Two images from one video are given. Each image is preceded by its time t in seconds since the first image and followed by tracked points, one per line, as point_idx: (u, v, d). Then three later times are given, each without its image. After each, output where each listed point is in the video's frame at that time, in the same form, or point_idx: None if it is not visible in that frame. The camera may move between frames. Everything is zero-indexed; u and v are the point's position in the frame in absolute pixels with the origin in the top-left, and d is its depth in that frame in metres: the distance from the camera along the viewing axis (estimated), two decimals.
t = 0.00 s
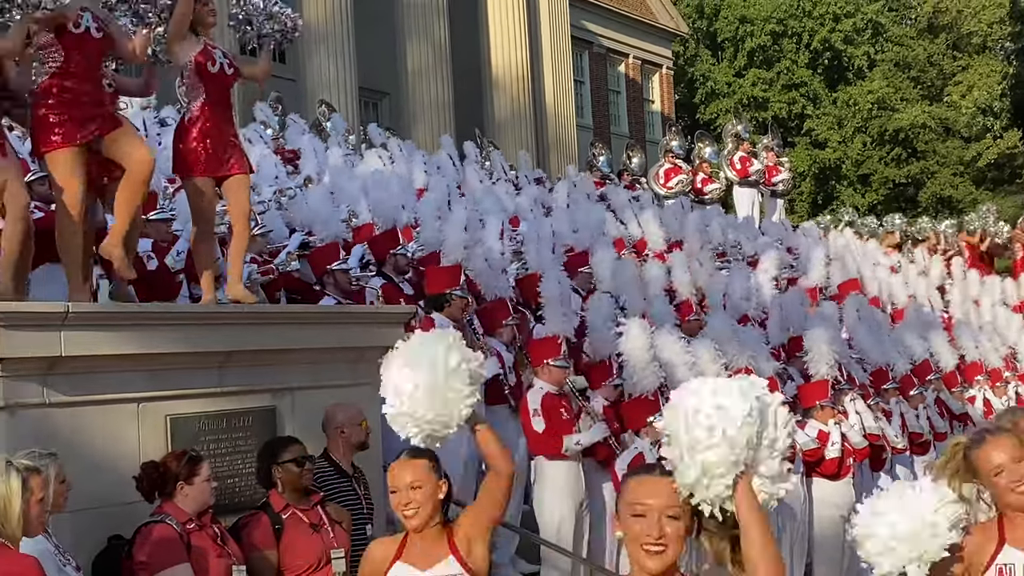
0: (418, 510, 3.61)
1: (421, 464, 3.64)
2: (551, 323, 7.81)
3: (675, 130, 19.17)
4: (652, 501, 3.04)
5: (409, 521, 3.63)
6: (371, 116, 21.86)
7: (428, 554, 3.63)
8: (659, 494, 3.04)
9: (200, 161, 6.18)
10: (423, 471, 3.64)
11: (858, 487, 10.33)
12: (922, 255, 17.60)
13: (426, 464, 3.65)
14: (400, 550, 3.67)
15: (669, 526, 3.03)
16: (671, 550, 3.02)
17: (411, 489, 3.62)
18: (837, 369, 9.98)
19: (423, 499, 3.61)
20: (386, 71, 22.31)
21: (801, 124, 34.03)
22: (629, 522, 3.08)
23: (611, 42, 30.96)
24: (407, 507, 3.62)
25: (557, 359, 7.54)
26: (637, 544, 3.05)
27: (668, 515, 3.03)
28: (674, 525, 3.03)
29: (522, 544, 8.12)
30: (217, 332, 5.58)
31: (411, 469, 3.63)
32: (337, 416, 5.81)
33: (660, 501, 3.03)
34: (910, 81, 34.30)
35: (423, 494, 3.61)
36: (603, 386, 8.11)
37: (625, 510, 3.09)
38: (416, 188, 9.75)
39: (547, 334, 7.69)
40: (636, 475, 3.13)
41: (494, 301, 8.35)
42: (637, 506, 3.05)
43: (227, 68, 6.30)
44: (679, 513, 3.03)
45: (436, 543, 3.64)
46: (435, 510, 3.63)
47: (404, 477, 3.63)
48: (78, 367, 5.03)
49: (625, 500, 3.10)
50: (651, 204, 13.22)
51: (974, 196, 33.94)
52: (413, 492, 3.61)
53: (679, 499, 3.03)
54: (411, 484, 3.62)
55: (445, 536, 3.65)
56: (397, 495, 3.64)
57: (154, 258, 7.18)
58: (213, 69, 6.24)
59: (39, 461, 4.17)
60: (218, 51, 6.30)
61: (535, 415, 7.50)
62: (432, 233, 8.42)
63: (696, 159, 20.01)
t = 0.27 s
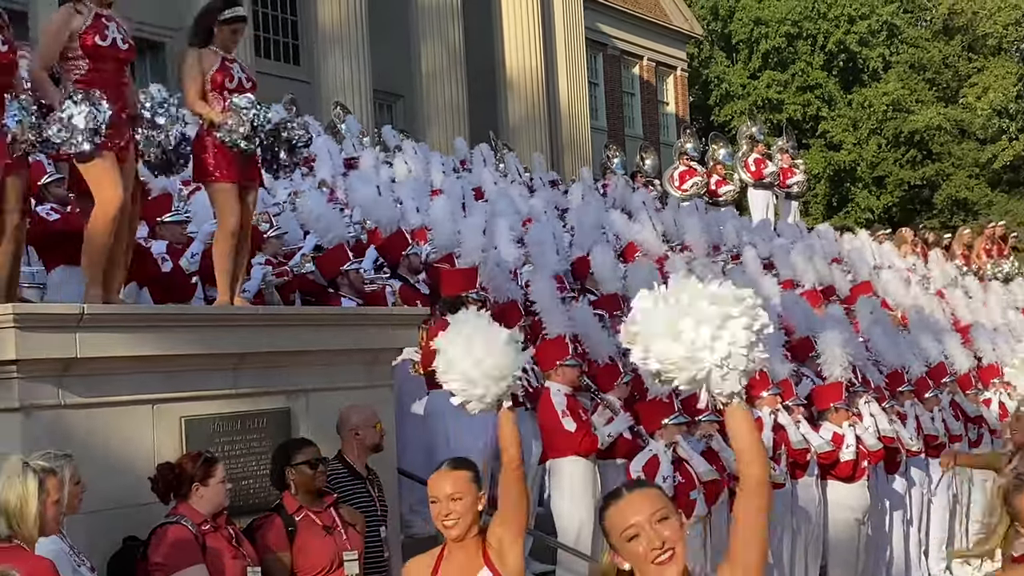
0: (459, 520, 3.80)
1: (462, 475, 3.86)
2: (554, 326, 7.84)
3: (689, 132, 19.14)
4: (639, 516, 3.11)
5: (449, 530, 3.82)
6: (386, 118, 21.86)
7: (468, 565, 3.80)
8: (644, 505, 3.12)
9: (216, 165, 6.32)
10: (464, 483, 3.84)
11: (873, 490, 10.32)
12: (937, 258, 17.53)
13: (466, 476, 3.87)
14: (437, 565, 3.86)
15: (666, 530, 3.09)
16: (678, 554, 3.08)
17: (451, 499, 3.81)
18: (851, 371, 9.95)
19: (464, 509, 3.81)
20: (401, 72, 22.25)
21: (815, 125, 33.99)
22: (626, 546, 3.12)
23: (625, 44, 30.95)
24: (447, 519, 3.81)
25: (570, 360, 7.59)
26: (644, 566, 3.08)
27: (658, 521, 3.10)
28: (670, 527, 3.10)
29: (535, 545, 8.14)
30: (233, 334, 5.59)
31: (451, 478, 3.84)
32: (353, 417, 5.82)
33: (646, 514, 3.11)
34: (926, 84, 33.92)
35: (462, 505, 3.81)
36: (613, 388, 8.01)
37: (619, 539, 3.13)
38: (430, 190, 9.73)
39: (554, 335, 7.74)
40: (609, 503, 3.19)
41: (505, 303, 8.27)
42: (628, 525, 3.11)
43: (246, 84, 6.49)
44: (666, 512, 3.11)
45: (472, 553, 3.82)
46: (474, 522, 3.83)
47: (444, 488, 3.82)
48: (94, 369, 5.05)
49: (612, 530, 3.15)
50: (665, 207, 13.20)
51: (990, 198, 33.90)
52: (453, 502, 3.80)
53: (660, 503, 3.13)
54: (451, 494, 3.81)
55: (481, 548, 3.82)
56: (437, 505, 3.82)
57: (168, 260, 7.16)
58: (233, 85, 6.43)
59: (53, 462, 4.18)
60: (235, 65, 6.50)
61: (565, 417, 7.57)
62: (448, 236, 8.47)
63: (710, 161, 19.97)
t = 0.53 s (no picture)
0: (484, 515, 3.73)
1: (492, 471, 3.80)
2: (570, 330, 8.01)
3: (706, 136, 19.10)
4: (693, 496, 3.21)
5: (473, 525, 3.74)
6: (403, 122, 21.94)
7: (487, 563, 3.72)
8: (703, 493, 3.21)
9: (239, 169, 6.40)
10: (492, 480, 3.78)
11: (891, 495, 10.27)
12: (957, 262, 17.43)
13: (497, 473, 3.81)
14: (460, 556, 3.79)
15: (698, 523, 3.20)
16: (693, 546, 3.19)
17: (480, 494, 3.75)
18: (869, 376, 10.02)
19: (491, 505, 3.74)
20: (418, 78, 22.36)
21: (833, 129, 33.98)
22: (665, 508, 3.24)
23: (641, 48, 30.94)
24: (473, 512, 3.74)
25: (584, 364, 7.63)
26: (663, 531, 3.23)
27: (700, 513, 3.20)
28: (701, 525, 3.20)
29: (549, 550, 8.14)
30: (249, 338, 5.60)
31: (482, 473, 3.79)
32: (369, 421, 5.81)
33: (696, 500, 3.20)
34: (944, 87, 33.57)
35: (491, 501, 3.74)
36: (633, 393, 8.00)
37: (664, 498, 3.26)
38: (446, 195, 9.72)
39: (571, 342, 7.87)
40: (686, 469, 3.29)
41: (519, 308, 8.24)
42: (677, 496, 3.22)
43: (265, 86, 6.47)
44: (713, 513, 3.19)
45: (498, 552, 3.72)
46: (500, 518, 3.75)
47: (475, 482, 3.77)
48: (111, 372, 5.06)
49: (668, 488, 3.27)
50: (682, 211, 13.17)
51: (1009, 202, 32.98)
52: (481, 497, 3.74)
53: (717, 501, 3.20)
54: (480, 490, 3.75)
55: (505, 550, 3.72)
56: (466, 498, 3.77)
57: (186, 264, 7.22)
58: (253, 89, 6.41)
59: (72, 465, 4.19)
60: (258, 69, 6.46)
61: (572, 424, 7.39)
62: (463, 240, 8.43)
63: (726, 164, 19.91)
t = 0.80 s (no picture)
0: (524, 525, 4.01)
1: (527, 479, 4.08)
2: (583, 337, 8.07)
3: (721, 141, 19.06)
4: (715, 521, 3.06)
5: (514, 533, 4.03)
6: (417, 128, 21.38)
7: (524, 568, 4.01)
8: (723, 515, 3.06)
9: (249, 175, 6.31)
10: (528, 488, 4.06)
11: (906, 501, 10.24)
12: (972, 267, 17.35)
13: (531, 481, 4.09)
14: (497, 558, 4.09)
15: (724, 548, 3.04)
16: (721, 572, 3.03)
17: (518, 503, 4.02)
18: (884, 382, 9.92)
19: (529, 513, 4.02)
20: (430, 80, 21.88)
21: (848, 134, 34.00)
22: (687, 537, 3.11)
23: (655, 53, 30.92)
24: (513, 520, 4.02)
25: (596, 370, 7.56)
26: (690, 562, 3.08)
27: (724, 537, 3.05)
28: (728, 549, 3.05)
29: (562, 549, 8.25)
30: (262, 343, 5.60)
31: (517, 483, 4.06)
32: (382, 426, 5.80)
33: (718, 524, 3.06)
34: (960, 91, 32.93)
35: (528, 510, 4.02)
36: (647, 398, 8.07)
37: (685, 527, 3.12)
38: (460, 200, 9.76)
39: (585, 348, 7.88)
40: (702, 492, 3.13)
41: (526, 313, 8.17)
42: (698, 523, 3.08)
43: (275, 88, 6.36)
44: (738, 535, 3.04)
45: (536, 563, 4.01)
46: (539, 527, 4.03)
47: (510, 491, 4.05)
48: (127, 377, 5.07)
49: (687, 516, 3.12)
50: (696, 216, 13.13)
51: None
52: (520, 506, 4.02)
53: (738, 522, 3.05)
54: (517, 498, 4.03)
55: (543, 555, 4.03)
56: (504, 508, 4.04)
57: (199, 269, 7.28)
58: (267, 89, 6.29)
59: (87, 469, 4.16)
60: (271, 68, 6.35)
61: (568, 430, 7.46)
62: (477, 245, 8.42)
63: (740, 169, 19.87)
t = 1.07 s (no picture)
0: (517, 543, 4.35)
1: (518, 498, 4.40)
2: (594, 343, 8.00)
3: (737, 149, 19.03)
4: (723, 544, 2.97)
5: (507, 551, 4.37)
6: (432, 135, 21.85)
7: None
8: (732, 533, 2.98)
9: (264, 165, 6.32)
10: (519, 505, 4.39)
11: (924, 510, 10.21)
12: (989, 275, 17.29)
13: (522, 498, 4.42)
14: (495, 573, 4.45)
15: (749, 561, 2.95)
16: None
17: (510, 521, 4.35)
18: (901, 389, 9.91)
19: (521, 531, 4.35)
20: (446, 90, 22.27)
21: (865, 141, 33.99)
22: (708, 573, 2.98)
23: (671, 60, 30.93)
24: (506, 539, 4.36)
25: (607, 374, 7.50)
26: None
27: (743, 551, 2.96)
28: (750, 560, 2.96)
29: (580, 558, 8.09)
30: (278, 351, 5.60)
31: (508, 501, 4.38)
32: (399, 434, 5.81)
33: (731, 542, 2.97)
34: (976, 99, 32.41)
35: (520, 527, 4.35)
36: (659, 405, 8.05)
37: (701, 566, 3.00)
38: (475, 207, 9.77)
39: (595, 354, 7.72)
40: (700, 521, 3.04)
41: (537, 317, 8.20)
42: (712, 550, 2.98)
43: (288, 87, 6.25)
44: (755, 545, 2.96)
45: None
46: (529, 545, 4.38)
47: (503, 510, 4.37)
48: (144, 386, 5.09)
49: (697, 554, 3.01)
50: (711, 223, 13.10)
51: None
52: (512, 525, 4.35)
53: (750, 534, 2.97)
54: (509, 517, 4.35)
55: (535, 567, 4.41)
56: (497, 526, 4.37)
57: (217, 277, 7.28)
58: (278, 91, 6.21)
59: (105, 476, 4.19)
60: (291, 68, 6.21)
61: (576, 433, 7.43)
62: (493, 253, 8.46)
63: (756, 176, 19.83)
